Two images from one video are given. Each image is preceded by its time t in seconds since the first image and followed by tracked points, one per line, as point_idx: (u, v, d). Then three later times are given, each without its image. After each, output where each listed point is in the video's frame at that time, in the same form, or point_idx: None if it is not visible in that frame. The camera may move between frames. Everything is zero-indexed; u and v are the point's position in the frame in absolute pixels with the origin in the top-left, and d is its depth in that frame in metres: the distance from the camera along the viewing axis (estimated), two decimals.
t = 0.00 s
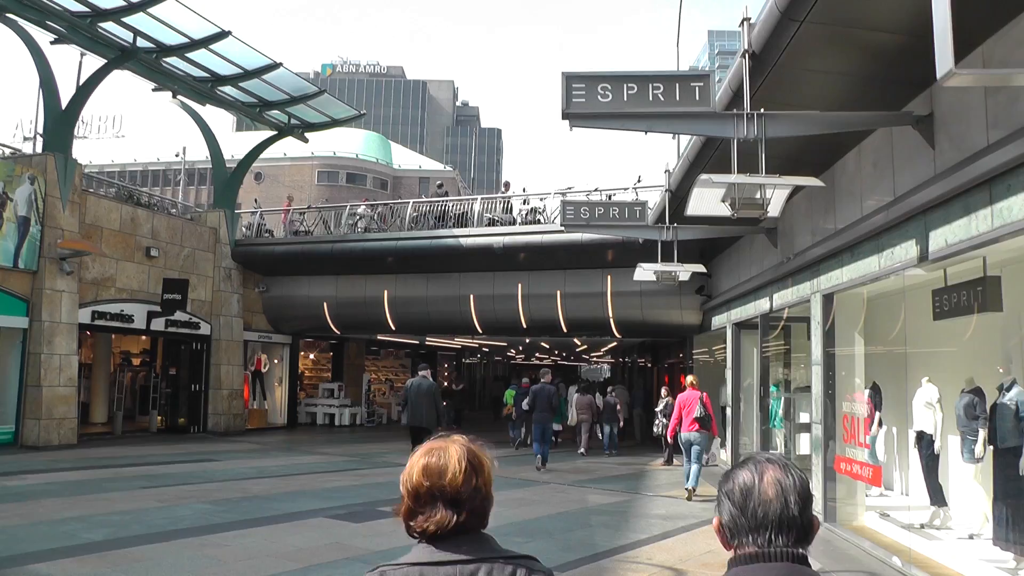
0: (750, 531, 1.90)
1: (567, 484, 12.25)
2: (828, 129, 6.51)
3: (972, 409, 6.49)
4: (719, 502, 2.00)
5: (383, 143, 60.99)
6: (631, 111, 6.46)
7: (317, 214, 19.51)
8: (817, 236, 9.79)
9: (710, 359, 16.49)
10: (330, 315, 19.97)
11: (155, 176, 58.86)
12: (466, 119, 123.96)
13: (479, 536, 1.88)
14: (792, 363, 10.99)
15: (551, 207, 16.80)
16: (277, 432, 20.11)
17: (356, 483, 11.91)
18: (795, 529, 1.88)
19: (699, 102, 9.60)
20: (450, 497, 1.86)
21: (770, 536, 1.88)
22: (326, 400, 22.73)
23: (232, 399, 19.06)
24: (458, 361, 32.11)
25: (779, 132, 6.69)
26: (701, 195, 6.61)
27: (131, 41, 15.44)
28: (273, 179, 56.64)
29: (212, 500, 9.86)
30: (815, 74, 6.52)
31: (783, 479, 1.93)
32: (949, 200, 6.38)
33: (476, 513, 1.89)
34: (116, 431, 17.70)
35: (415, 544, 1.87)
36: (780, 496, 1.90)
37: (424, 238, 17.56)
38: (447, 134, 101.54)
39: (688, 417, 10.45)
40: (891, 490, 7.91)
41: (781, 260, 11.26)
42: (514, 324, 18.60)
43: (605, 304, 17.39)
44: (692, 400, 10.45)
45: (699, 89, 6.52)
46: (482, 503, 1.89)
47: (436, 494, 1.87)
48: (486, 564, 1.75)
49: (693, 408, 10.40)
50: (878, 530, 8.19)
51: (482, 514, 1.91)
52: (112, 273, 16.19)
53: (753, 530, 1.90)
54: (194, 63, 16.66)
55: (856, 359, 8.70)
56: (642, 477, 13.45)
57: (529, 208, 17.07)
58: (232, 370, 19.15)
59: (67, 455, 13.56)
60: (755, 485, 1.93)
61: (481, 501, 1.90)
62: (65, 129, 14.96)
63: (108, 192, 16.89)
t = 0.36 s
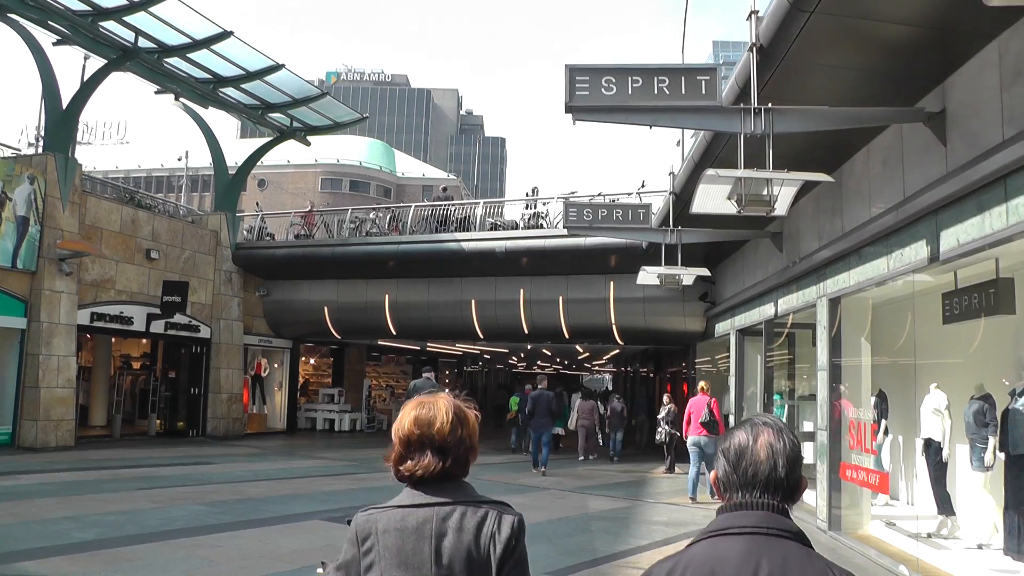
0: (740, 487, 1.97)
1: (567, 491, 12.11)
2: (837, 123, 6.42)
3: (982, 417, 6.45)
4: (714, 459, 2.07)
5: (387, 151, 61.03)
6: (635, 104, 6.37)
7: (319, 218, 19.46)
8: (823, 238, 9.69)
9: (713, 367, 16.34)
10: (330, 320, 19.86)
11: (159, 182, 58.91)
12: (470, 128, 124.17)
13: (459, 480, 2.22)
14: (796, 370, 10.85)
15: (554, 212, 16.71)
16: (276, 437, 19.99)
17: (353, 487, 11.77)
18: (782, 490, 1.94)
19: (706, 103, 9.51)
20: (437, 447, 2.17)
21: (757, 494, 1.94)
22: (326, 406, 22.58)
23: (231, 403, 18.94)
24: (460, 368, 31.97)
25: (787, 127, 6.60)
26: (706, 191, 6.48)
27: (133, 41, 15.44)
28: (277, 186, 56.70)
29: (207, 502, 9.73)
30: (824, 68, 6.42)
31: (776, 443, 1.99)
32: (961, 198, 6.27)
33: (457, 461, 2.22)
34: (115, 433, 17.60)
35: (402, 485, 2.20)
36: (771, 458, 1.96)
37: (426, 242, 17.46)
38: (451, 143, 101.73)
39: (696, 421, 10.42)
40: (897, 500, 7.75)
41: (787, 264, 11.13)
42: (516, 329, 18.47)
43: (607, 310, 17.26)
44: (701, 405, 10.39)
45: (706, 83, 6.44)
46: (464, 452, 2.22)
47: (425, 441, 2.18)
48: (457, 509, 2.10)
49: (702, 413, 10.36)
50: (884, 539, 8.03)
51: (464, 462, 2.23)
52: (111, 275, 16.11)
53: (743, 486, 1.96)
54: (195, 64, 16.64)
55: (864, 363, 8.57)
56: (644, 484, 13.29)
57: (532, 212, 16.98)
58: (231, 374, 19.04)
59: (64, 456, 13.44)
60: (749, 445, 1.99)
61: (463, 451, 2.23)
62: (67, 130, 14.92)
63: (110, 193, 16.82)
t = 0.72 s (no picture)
0: (754, 433, 2.18)
1: (568, 487, 11.94)
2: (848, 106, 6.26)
3: (994, 413, 6.23)
4: (733, 408, 2.28)
5: (389, 148, 60.73)
6: (641, 86, 6.19)
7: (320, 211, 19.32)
8: (830, 230, 9.55)
9: (716, 364, 16.16)
10: (330, 315, 19.70)
11: (160, 179, 58.68)
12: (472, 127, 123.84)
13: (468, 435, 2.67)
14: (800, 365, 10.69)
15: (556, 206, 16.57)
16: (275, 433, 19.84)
17: (352, 481, 11.63)
18: (793, 436, 2.15)
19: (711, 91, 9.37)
20: (449, 406, 2.60)
21: (769, 440, 2.15)
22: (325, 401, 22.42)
23: (230, 398, 18.78)
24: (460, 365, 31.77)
25: (797, 110, 6.43)
26: (713, 176, 6.26)
27: (130, 31, 15.28)
28: (278, 184, 56.42)
29: (203, 495, 9.59)
30: (836, 51, 6.26)
31: (789, 394, 2.19)
32: (975, 185, 6.11)
33: (467, 419, 2.66)
34: (112, 428, 17.48)
35: (422, 438, 2.65)
36: (783, 407, 2.16)
37: (427, 236, 17.28)
38: (453, 142, 101.43)
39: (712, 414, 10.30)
40: (903, 497, 7.58)
41: (792, 257, 10.97)
42: (517, 325, 18.30)
43: (609, 306, 17.08)
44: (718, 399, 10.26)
45: (713, 65, 6.26)
46: (472, 409, 2.64)
47: (439, 401, 2.62)
48: (467, 464, 2.54)
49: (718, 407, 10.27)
50: (891, 536, 7.87)
51: (472, 418, 2.65)
52: (110, 268, 15.96)
53: (757, 432, 2.17)
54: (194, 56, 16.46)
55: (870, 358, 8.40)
56: (646, 481, 13.12)
57: (534, 206, 17.00)
58: (230, 369, 18.88)
59: (59, 450, 13.28)
60: (764, 395, 2.20)
61: (472, 410, 2.65)
62: (63, 121, 14.76)
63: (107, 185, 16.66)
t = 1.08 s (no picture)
0: (739, 417, 2.20)
1: (570, 470, 11.71)
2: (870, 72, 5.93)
3: (1015, 396, 6.00)
4: (721, 395, 2.29)
5: (391, 130, 60.20)
6: (652, 51, 5.87)
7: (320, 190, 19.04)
8: (842, 207, 9.26)
9: (721, 347, 15.89)
10: (331, 296, 19.44)
11: (161, 160, 58.27)
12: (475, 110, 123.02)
13: (456, 411, 2.58)
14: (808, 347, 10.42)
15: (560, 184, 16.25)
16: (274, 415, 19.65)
17: (350, 463, 11.39)
18: (779, 416, 2.16)
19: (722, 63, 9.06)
20: (427, 380, 2.55)
21: (755, 422, 2.17)
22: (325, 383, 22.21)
23: (228, 379, 18.56)
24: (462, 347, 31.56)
25: (814, 77, 6.12)
26: (727, 145, 6.00)
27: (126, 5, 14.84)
28: (279, 165, 56.01)
29: (197, 477, 9.35)
30: (857, 15, 5.93)
31: (769, 374, 2.20)
32: (1004, 153, 5.78)
33: (452, 395, 2.57)
34: (108, 409, 17.29)
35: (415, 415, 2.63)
36: (762, 388, 2.18)
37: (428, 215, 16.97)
38: (457, 124, 100.72)
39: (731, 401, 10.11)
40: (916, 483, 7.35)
41: (802, 236, 10.68)
42: (519, 307, 18.01)
43: (614, 287, 16.79)
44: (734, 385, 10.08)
45: (728, 29, 5.94)
46: (454, 383, 2.56)
47: (420, 375, 2.58)
48: (453, 441, 2.44)
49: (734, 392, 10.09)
50: (904, 523, 7.63)
51: (456, 393, 2.57)
52: (105, 246, 15.69)
53: (741, 416, 2.19)
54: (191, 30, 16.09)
55: (884, 340, 8.15)
56: (650, 464, 12.89)
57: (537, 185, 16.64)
58: (228, 350, 18.65)
59: (53, 431, 13.06)
60: (743, 378, 2.22)
61: (457, 386, 2.57)
62: (56, 94, 14.39)
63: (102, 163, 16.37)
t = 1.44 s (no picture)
0: (748, 407, 2.09)
1: (569, 467, 11.32)
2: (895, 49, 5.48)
3: None
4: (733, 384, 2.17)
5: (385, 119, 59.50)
6: (661, 26, 5.43)
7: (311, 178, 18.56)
8: (852, 194, 8.84)
9: (722, 339, 15.51)
10: (322, 288, 19.00)
11: (152, 150, 57.53)
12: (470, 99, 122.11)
13: (460, 417, 2.40)
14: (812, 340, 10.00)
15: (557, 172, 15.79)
16: (265, 408, 19.22)
17: (341, 462, 10.99)
18: (789, 406, 2.03)
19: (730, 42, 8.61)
20: (428, 384, 2.38)
21: (763, 410, 2.05)
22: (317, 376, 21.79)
23: (217, 373, 18.12)
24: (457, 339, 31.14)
25: (834, 55, 5.66)
26: (738, 128, 5.56)
27: None
28: (271, 155, 55.31)
29: (179, 480, 8.93)
30: None
31: (779, 363, 2.06)
32: None
33: (455, 400, 2.39)
34: (92, 404, 16.84)
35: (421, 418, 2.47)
36: (771, 378, 2.04)
37: (421, 204, 16.50)
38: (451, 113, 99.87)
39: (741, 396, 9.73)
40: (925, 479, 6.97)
41: (809, 224, 10.26)
42: (515, 298, 17.59)
43: (612, 278, 16.36)
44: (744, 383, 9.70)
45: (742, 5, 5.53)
46: (456, 388, 2.38)
47: (421, 378, 2.41)
48: (457, 444, 2.28)
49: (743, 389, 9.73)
50: (914, 522, 7.20)
51: (459, 397, 2.38)
52: (86, 236, 15.19)
53: (750, 405, 2.08)
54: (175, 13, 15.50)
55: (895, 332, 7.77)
56: (650, 460, 12.52)
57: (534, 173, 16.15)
58: (217, 343, 18.20)
59: (33, 429, 12.62)
60: (754, 366, 2.09)
61: (460, 391, 2.39)
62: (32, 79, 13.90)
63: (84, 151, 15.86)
